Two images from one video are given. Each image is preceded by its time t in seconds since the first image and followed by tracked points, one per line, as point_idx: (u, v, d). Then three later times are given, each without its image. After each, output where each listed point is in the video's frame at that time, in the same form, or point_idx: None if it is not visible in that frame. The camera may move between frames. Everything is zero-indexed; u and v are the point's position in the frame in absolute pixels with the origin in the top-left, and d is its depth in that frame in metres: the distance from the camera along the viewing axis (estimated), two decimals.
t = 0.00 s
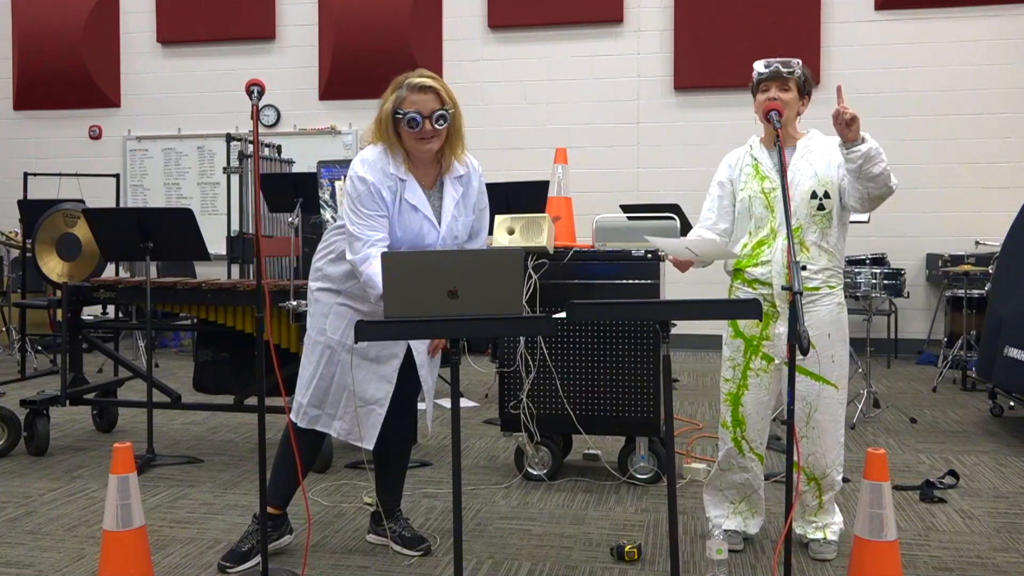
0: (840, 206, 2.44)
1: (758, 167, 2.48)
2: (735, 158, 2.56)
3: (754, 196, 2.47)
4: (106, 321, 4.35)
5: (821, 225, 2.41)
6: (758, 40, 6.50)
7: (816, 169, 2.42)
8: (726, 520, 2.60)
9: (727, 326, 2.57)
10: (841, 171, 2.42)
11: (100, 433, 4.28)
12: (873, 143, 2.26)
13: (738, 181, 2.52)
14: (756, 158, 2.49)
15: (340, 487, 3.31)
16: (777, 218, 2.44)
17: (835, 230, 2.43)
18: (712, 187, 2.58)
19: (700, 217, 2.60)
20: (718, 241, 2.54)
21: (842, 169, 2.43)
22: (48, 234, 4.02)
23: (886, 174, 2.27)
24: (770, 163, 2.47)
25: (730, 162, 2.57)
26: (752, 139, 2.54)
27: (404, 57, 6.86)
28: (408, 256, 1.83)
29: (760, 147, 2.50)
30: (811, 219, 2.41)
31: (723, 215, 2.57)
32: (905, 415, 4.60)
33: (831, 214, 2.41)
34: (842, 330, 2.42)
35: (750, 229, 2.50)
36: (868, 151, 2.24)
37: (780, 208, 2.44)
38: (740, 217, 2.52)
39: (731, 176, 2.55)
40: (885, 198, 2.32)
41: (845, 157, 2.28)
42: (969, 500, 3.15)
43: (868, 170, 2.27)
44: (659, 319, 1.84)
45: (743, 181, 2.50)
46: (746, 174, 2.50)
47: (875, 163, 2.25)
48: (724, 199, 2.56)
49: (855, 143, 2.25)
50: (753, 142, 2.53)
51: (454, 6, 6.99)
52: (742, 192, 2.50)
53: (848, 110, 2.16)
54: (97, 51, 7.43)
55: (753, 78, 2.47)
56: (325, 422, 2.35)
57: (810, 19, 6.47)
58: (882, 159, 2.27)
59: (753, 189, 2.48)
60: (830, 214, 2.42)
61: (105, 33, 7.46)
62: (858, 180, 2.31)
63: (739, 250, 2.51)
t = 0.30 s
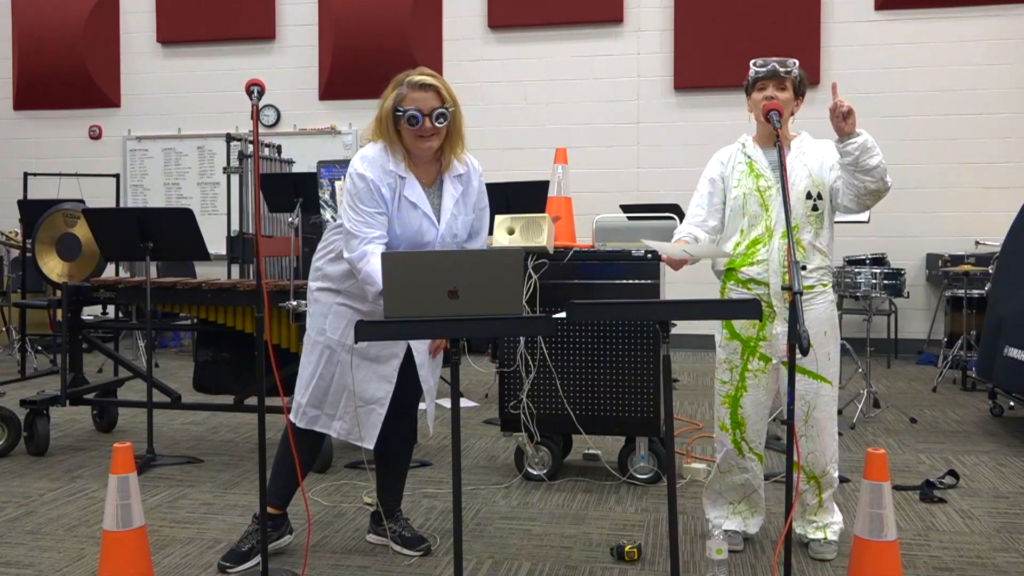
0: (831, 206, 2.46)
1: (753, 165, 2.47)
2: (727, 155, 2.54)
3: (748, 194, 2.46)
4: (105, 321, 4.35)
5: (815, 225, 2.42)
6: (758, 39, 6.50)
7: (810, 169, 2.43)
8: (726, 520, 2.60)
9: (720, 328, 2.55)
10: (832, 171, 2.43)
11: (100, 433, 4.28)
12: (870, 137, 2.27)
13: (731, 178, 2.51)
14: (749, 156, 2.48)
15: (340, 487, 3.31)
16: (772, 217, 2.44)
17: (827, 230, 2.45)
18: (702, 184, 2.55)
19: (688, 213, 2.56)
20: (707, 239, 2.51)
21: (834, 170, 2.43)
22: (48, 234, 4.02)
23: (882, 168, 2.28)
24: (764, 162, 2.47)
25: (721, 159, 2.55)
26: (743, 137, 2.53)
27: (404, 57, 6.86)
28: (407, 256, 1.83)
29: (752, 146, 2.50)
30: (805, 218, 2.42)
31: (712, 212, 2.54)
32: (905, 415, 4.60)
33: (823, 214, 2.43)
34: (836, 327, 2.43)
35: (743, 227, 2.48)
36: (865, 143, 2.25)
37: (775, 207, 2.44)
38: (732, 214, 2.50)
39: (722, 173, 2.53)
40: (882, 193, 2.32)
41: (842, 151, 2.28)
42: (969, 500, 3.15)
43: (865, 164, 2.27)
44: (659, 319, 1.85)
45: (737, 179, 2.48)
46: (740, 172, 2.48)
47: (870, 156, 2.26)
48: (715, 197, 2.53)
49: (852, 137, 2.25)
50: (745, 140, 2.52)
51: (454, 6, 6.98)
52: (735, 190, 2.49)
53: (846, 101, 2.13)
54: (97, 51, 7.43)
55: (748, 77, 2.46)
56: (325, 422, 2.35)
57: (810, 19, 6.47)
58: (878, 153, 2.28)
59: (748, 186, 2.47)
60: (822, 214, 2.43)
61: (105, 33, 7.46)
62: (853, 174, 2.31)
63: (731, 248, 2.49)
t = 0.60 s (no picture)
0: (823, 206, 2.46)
1: (748, 165, 2.47)
2: (723, 153, 2.53)
3: (743, 193, 2.46)
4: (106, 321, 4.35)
5: (807, 225, 2.42)
6: (758, 40, 6.50)
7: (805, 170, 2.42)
8: (726, 521, 2.60)
9: (713, 329, 2.55)
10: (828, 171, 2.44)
11: (100, 433, 4.28)
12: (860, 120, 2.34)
13: (726, 176, 2.50)
14: (744, 156, 2.48)
15: (340, 487, 3.31)
16: (766, 216, 2.44)
17: (819, 229, 2.45)
18: (697, 181, 2.53)
19: (681, 210, 2.53)
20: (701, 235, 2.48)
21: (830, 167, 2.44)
22: (48, 234, 4.01)
23: (873, 149, 2.33)
24: (759, 162, 2.47)
25: (716, 156, 2.53)
26: (738, 137, 2.53)
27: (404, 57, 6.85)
28: (407, 255, 1.83)
29: (748, 146, 2.49)
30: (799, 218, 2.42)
31: (705, 210, 2.52)
32: (905, 415, 4.60)
33: (816, 214, 2.43)
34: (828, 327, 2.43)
35: (736, 226, 2.48)
36: (854, 125, 2.32)
37: (769, 207, 2.45)
38: (726, 213, 2.48)
39: (717, 171, 2.51)
40: (877, 177, 2.37)
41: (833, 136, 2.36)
42: (969, 500, 3.15)
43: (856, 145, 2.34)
44: (659, 319, 1.85)
45: (732, 178, 2.47)
46: (735, 171, 2.48)
47: (862, 138, 2.33)
48: (709, 194, 2.51)
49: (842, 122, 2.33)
50: (740, 140, 2.51)
51: (454, 6, 6.99)
52: (730, 188, 2.47)
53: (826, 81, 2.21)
54: (97, 51, 7.43)
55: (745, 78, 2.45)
56: (327, 418, 2.34)
57: (810, 19, 6.47)
58: (869, 135, 2.34)
59: (743, 185, 2.46)
60: (815, 214, 2.43)
61: (105, 33, 7.46)
62: (847, 158, 2.37)
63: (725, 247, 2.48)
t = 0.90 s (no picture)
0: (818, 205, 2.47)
1: (744, 165, 2.46)
2: (718, 153, 2.53)
3: (739, 193, 2.46)
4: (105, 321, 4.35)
5: (802, 224, 2.43)
6: (758, 40, 6.50)
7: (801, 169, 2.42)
8: (726, 521, 2.60)
9: (710, 330, 2.54)
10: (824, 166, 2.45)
11: (100, 433, 4.28)
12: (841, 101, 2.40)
13: (721, 176, 2.50)
14: (740, 156, 2.48)
15: (341, 487, 3.31)
16: (762, 215, 2.44)
17: (815, 228, 2.45)
18: (692, 181, 2.54)
19: (676, 209, 2.54)
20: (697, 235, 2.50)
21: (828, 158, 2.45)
22: (48, 234, 4.01)
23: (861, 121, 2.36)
24: (755, 161, 2.47)
25: (712, 157, 2.53)
26: (734, 137, 2.52)
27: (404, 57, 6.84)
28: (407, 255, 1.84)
29: (743, 145, 2.49)
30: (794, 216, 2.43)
31: (702, 210, 2.53)
32: (905, 415, 4.60)
33: (812, 211, 2.44)
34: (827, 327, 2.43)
35: (732, 226, 2.47)
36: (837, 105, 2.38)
37: (765, 207, 2.45)
38: (721, 214, 2.48)
39: (713, 171, 2.52)
40: (873, 154, 2.38)
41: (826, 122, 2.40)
42: (969, 500, 3.15)
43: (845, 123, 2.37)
44: (659, 319, 1.85)
45: (727, 178, 2.47)
46: (731, 171, 2.48)
47: (850, 116, 2.36)
48: (705, 195, 2.52)
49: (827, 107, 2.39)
50: (736, 140, 2.51)
51: (454, 6, 6.99)
52: (725, 189, 2.48)
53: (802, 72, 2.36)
54: (97, 51, 7.43)
55: (744, 76, 2.43)
56: (330, 406, 2.34)
57: (810, 19, 6.47)
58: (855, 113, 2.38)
59: (738, 185, 2.46)
60: (809, 213, 2.44)
61: (105, 33, 7.46)
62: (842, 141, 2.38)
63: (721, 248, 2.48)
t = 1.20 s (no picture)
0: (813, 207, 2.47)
1: (740, 166, 2.46)
2: (714, 154, 2.53)
3: (736, 194, 2.45)
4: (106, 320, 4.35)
5: (800, 225, 2.42)
6: (758, 40, 6.50)
7: (795, 172, 2.42)
8: (726, 521, 2.60)
9: (709, 329, 2.54)
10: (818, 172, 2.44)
11: (100, 433, 4.28)
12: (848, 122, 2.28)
13: (718, 177, 2.49)
14: (736, 157, 2.47)
15: (341, 487, 3.31)
16: (759, 216, 2.44)
17: (810, 229, 2.46)
18: (689, 181, 2.54)
19: (674, 209, 2.54)
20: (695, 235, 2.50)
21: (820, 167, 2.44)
22: (48, 234, 4.01)
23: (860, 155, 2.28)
24: (751, 162, 2.46)
25: (708, 157, 2.53)
26: (730, 137, 2.52)
27: (405, 57, 6.84)
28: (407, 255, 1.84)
29: (739, 146, 2.49)
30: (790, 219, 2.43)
31: (699, 209, 2.53)
32: (905, 415, 4.60)
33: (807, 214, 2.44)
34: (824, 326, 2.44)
35: (730, 227, 2.47)
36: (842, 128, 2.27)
37: (761, 208, 2.44)
38: (719, 214, 2.48)
39: (710, 172, 2.51)
40: (862, 182, 2.32)
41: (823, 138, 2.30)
42: (969, 499, 3.15)
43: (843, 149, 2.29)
44: (659, 319, 1.85)
45: (723, 178, 2.47)
46: (727, 172, 2.47)
47: (849, 141, 2.28)
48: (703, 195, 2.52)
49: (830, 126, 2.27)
50: (731, 140, 2.51)
51: (454, 6, 6.99)
52: (722, 190, 2.47)
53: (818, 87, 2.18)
54: (97, 51, 7.43)
55: (739, 76, 2.44)
56: (307, 400, 2.34)
57: (810, 19, 6.47)
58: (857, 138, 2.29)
59: (735, 187, 2.45)
60: (805, 214, 2.44)
61: (105, 33, 7.46)
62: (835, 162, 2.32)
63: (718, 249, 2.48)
